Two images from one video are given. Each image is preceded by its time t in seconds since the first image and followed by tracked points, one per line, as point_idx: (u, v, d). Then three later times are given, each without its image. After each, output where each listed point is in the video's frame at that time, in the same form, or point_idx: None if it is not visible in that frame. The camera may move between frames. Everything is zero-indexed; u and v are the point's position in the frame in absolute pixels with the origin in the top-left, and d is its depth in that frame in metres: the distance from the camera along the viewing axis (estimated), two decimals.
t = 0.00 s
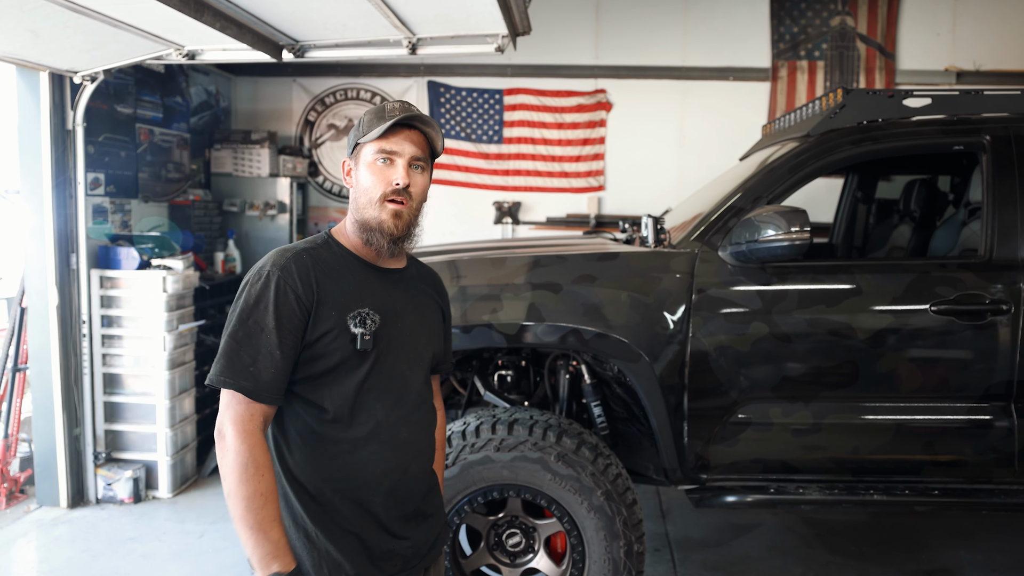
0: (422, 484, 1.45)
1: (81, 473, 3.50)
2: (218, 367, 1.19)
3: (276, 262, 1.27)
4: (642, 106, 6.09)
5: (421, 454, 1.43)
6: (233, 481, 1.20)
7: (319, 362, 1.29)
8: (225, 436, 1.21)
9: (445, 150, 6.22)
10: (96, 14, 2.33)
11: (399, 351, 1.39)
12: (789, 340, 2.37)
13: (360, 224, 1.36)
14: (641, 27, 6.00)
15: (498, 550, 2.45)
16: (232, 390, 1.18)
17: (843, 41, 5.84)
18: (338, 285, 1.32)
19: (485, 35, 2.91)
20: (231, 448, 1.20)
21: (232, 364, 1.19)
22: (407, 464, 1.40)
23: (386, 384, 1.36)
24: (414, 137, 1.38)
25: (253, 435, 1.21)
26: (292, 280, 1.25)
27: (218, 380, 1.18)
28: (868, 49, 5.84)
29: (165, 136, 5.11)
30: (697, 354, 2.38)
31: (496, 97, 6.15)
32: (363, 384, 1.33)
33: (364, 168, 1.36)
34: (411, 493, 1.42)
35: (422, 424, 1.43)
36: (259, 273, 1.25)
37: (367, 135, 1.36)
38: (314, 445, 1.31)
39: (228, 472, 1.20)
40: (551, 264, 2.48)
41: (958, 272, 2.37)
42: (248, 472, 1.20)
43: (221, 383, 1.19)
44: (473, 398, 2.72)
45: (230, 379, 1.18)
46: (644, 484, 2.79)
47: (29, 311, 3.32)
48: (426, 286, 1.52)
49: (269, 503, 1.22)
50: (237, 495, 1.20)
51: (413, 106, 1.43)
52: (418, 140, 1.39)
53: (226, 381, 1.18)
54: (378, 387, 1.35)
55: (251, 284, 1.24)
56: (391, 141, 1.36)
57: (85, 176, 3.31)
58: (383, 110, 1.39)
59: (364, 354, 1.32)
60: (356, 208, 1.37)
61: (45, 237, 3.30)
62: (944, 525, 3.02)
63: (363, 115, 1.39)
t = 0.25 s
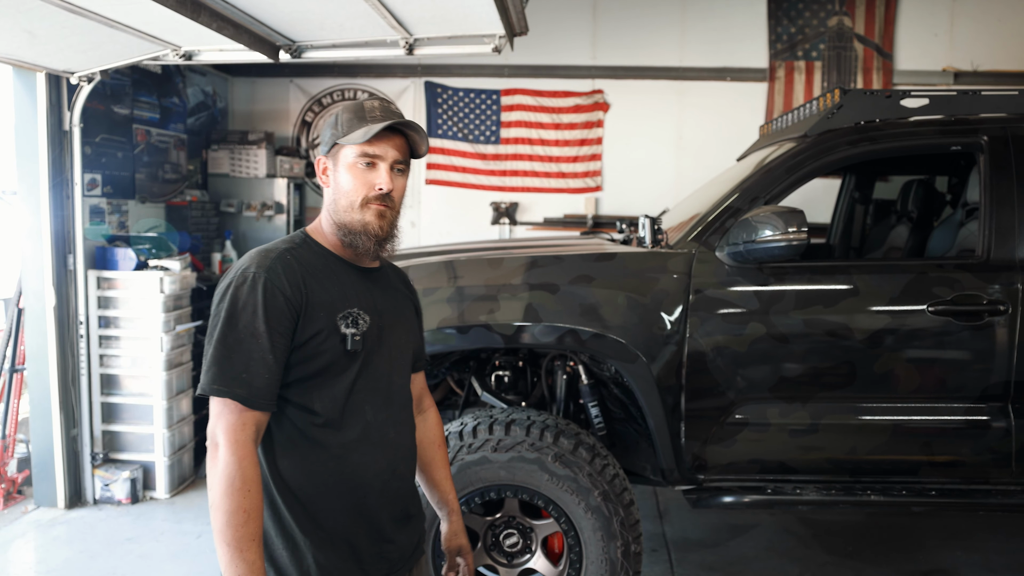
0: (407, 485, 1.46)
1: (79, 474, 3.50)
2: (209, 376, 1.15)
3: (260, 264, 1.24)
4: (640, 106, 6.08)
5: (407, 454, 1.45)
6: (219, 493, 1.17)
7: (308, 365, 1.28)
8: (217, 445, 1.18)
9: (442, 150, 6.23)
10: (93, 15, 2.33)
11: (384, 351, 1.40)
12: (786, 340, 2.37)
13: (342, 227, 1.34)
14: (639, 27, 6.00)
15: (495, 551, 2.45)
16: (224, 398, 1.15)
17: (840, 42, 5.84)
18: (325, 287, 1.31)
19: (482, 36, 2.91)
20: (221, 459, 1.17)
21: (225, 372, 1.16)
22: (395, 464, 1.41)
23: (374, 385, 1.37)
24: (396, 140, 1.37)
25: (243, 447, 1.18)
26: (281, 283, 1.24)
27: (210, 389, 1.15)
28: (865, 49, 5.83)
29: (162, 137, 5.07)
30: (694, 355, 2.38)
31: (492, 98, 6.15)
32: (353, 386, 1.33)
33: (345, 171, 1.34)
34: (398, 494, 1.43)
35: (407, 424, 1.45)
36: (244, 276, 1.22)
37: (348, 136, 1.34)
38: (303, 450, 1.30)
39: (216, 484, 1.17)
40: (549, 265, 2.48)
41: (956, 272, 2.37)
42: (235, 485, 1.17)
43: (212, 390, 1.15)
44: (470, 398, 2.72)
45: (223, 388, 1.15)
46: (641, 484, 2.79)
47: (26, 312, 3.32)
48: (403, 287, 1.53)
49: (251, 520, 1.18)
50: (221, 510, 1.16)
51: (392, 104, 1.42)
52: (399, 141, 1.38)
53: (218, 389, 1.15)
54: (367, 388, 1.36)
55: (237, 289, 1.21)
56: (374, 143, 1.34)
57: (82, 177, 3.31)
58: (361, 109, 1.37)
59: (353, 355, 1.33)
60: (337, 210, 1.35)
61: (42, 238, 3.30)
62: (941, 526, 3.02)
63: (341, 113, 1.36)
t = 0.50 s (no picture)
0: (379, 485, 1.46)
1: (80, 472, 3.53)
2: (178, 388, 1.14)
3: (223, 267, 1.21)
4: (640, 104, 6.06)
5: (378, 454, 1.45)
6: (214, 504, 1.16)
7: (276, 367, 1.27)
8: (198, 457, 1.16)
9: (441, 150, 6.22)
10: (92, 14, 2.33)
11: (354, 349, 1.40)
12: (786, 339, 2.36)
13: (309, 221, 1.32)
14: (639, 24, 5.97)
15: (494, 549, 2.45)
16: (196, 408, 1.14)
17: (841, 39, 5.80)
18: (293, 287, 1.29)
19: (480, 34, 2.90)
20: (207, 470, 1.16)
21: (193, 382, 1.14)
22: (366, 464, 1.42)
23: (343, 385, 1.37)
24: (359, 129, 1.36)
25: (229, 454, 1.17)
26: (247, 287, 1.21)
27: (180, 401, 1.14)
28: (866, 47, 5.80)
29: (161, 136, 5.08)
30: (693, 354, 2.38)
31: (492, 97, 6.13)
32: (322, 386, 1.33)
33: (308, 163, 1.32)
34: (370, 494, 1.43)
35: (377, 423, 1.45)
36: (207, 280, 1.19)
37: (309, 127, 1.31)
38: (273, 451, 1.29)
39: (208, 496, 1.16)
40: (548, 264, 2.47)
41: (956, 271, 2.36)
42: (229, 493, 1.16)
43: (182, 399, 1.14)
44: (469, 397, 2.72)
45: (193, 399, 1.14)
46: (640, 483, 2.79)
47: (27, 311, 3.34)
48: (370, 281, 1.51)
49: (253, 525, 1.18)
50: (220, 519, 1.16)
51: (348, 91, 1.39)
52: (362, 129, 1.37)
53: (187, 399, 1.14)
54: (336, 388, 1.35)
55: (200, 294, 1.18)
56: (338, 133, 1.32)
57: (82, 177, 3.32)
58: (318, 98, 1.34)
59: (322, 356, 1.32)
60: (303, 204, 1.32)
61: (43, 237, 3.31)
62: (941, 526, 3.01)
63: (298, 103, 1.33)
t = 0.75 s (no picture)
0: (347, 487, 1.46)
1: (81, 471, 3.53)
2: (137, 412, 1.10)
3: (179, 283, 1.16)
4: (641, 103, 6.06)
5: (346, 457, 1.45)
6: (177, 528, 1.12)
7: (239, 379, 1.24)
8: (159, 478, 1.12)
9: (442, 149, 6.23)
10: (94, 14, 2.34)
11: (319, 355, 1.38)
12: (788, 338, 2.36)
13: (317, 229, 1.29)
14: (639, 23, 5.96)
15: (496, 548, 2.45)
16: (157, 432, 1.10)
17: (842, 38, 5.78)
18: (256, 298, 1.25)
19: (481, 33, 2.91)
20: (169, 492, 1.12)
21: (153, 405, 1.10)
22: (335, 469, 1.41)
23: (310, 391, 1.35)
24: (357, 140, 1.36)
25: (190, 475, 1.13)
26: (205, 303, 1.16)
27: (139, 425, 1.10)
28: (867, 46, 5.78)
29: (163, 135, 5.11)
30: (695, 353, 2.37)
31: (492, 96, 6.13)
32: (287, 396, 1.31)
33: (325, 170, 1.27)
34: (337, 499, 1.42)
35: (344, 426, 1.44)
36: (162, 298, 1.14)
37: (334, 137, 1.27)
38: (235, 462, 1.27)
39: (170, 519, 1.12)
40: (549, 263, 2.47)
41: (959, 270, 2.35)
42: (193, 516, 1.12)
43: (143, 424, 1.10)
44: (471, 396, 2.72)
45: (153, 423, 1.10)
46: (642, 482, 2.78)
47: (30, 310, 3.34)
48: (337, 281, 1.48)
49: (219, 547, 1.14)
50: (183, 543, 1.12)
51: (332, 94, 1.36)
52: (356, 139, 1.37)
53: (149, 423, 1.10)
54: (303, 395, 1.33)
55: (156, 312, 1.13)
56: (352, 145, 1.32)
57: (84, 176, 3.33)
58: (324, 100, 1.29)
59: (287, 365, 1.30)
60: (312, 211, 1.28)
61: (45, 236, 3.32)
62: (944, 525, 3.00)
63: (312, 103, 1.26)
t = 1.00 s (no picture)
0: (334, 487, 1.48)
1: (85, 469, 3.54)
2: (124, 430, 1.10)
3: (164, 298, 1.15)
4: (644, 102, 6.05)
5: (331, 460, 1.46)
6: (141, 546, 1.13)
7: (227, 391, 1.24)
8: (137, 494, 1.13)
9: (445, 147, 6.25)
10: (98, 14, 2.35)
11: (305, 361, 1.39)
12: (791, 336, 2.35)
13: (304, 236, 1.29)
14: (642, 21, 5.96)
15: (499, 546, 2.46)
16: (145, 450, 1.11)
17: (844, 35, 5.77)
18: (242, 309, 1.25)
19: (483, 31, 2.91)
20: (144, 510, 1.13)
21: (141, 422, 1.11)
22: (323, 472, 1.43)
23: (298, 397, 1.35)
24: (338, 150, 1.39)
25: (165, 498, 1.14)
26: (192, 317, 1.16)
27: (127, 443, 1.11)
28: (870, 43, 5.77)
29: (166, 134, 5.12)
30: (698, 352, 2.37)
31: (495, 94, 6.13)
32: (276, 404, 1.31)
33: (317, 178, 1.29)
34: (326, 500, 1.44)
35: (329, 428, 1.46)
36: (147, 315, 1.13)
37: (331, 146, 1.30)
38: (225, 471, 1.27)
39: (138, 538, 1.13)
40: (552, 261, 2.47)
41: (963, 268, 2.34)
42: (159, 538, 1.13)
43: (129, 442, 1.11)
44: (473, 394, 2.72)
45: (140, 441, 1.10)
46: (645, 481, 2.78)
47: (34, 308, 3.36)
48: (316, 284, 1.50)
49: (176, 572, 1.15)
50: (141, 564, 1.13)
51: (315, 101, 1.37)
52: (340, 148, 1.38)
53: (137, 441, 1.11)
54: (293, 401, 1.34)
55: (141, 330, 1.13)
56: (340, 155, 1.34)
57: (88, 175, 3.33)
58: (317, 108, 1.30)
59: (276, 375, 1.30)
60: (302, 218, 1.29)
61: (50, 234, 3.34)
62: (949, 524, 2.99)
63: (309, 111, 1.27)
